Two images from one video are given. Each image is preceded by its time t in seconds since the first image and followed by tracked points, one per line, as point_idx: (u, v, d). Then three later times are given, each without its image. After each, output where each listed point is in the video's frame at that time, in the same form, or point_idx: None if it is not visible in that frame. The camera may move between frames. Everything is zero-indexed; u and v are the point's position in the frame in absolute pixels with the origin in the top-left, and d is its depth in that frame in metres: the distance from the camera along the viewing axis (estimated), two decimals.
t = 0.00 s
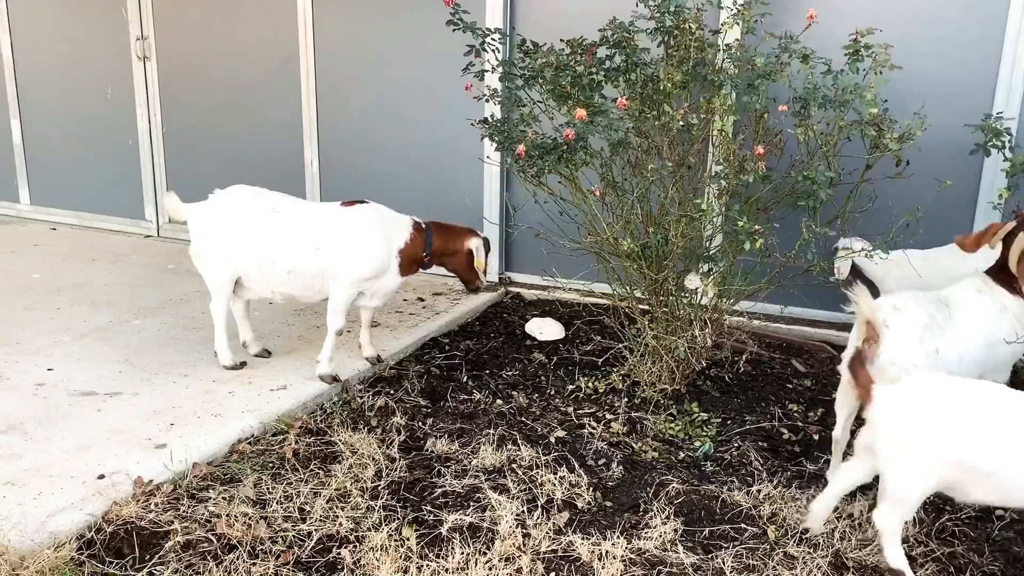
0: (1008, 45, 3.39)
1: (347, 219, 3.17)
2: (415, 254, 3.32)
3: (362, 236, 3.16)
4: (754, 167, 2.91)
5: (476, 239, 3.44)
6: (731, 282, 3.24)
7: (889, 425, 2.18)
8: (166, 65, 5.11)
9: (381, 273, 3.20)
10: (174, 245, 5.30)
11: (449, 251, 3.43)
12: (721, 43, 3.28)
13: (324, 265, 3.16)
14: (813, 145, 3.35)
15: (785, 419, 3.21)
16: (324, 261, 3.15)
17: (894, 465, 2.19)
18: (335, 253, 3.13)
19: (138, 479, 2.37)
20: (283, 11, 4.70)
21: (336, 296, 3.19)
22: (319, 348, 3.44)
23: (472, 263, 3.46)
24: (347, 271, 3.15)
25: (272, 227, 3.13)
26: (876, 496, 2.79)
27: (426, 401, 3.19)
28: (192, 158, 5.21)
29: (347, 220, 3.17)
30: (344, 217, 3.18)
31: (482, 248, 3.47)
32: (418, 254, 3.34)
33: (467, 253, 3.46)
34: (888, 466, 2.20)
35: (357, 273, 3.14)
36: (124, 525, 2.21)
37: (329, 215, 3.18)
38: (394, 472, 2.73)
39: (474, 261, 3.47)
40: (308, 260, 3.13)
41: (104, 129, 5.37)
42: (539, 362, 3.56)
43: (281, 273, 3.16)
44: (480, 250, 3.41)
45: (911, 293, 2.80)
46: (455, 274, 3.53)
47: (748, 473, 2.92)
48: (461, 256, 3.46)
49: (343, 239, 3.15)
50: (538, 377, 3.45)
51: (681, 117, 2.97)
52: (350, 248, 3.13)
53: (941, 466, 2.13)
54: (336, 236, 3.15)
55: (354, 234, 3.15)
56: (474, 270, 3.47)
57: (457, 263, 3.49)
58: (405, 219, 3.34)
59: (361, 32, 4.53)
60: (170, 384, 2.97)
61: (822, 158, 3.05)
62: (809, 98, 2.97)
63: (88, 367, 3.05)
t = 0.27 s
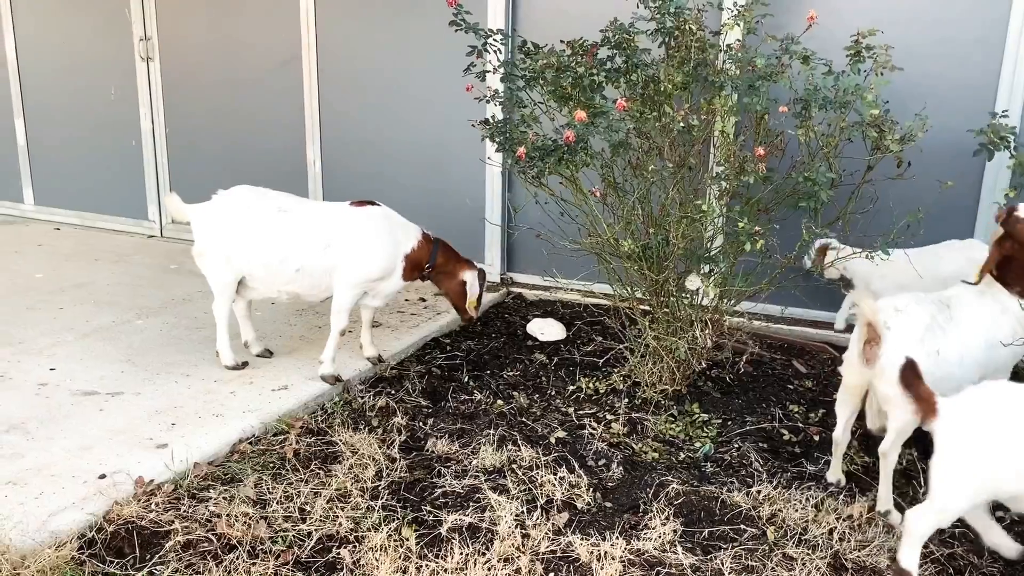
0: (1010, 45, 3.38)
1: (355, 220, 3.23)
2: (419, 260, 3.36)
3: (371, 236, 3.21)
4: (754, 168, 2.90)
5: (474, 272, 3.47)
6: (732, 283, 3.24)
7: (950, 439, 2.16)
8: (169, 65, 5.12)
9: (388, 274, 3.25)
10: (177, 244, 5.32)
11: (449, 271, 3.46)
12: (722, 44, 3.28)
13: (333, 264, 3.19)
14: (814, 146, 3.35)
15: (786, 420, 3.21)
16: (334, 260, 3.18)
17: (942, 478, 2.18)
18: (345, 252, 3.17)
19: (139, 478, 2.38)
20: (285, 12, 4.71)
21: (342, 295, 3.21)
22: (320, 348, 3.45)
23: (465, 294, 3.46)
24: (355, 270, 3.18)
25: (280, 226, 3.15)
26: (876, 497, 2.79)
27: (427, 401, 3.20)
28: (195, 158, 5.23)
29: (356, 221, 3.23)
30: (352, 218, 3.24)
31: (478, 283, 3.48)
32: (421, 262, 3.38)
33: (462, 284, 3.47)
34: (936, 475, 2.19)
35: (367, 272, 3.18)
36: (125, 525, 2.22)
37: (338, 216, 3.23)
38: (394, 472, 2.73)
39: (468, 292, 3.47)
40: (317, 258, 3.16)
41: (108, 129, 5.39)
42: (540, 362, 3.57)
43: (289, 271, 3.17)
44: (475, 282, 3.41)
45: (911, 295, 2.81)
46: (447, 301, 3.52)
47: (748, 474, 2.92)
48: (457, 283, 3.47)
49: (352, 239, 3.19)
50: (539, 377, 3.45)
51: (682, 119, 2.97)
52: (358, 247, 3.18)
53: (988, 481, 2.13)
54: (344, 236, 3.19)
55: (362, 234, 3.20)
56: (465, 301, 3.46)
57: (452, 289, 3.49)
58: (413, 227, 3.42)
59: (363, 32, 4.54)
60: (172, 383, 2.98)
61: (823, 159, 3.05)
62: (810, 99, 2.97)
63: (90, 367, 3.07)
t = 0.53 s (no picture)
0: (1010, 46, 3.36)
1: (355, 221, 3.24)
2: (419, 260, 3.37)
3: (372, 237, 3.22)
4: (751, 169, 2.90)
5: (473, 274, 3.45)
6: (730, 283, 3.24)
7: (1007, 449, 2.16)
8: (170, 66, 5.14)
9: (390, 274, 3.26)
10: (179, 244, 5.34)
11: (448, 274, 3.46)
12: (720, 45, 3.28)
13: (335, 264, 3.20)
14: (812, 146, 3.34)
15: (784, 421, 3.20)
16: (335, 261, 3.20)
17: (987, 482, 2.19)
18: (346, 253, 3.19)
19: (136, 479, 2.40)
20: (285, 12, 4.72)
21: (344, 296, 3.22)
22: (319, 348, 3.46)
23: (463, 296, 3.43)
24: (357, 271, 3.19)
25: (279, 226, 3.16)
26: (874, 498, 2.79)
27: (425, 402, 3.20)
28: (196, 158, 5.24)
29: (356, 221, 3.24)
30: (352, 219, 3.25)
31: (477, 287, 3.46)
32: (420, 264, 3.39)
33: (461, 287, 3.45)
34: (979, 479, 2.21)
35: (369, 272, 3.20)
36: (122, 525, 2.24)
37: (337, 216, 3.24)
38: (392, 472, 2.74)
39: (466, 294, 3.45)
40: (318, 259, 3.17)
41: (110, 129, 5.41)
42: (539, 363, 3.57)
43: (290, 272, 3.18)
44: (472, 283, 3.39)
45: (907, 295, 2.83)
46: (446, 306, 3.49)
47: (745, 474, 2.92)
48: (455, 286, 3.45)
49: (353, 240, 3.20)
50: (537, 377, 3.46)
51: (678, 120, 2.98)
52: (360, 248, 3.19)
53: None
54: (345, 236, 3.20)
55: (363, 234, 3.21)
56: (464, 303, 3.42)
57: (450, 292, 3.47)
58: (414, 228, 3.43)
59: (362, 32, 4.55)
60: (171, 384, 3.00)
61: (821, 160, 3.05)
62: (808, 100, 2.97)
63: (90, 367, 3.09)
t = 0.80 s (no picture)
0: (1007, 46, 3.35)
1: (353, 221, 3.25)
2: (418, 259, 3.39)
3: (370, 237, 3.23)
4: (747, 169, 2.89)
5: (472, 263, 3.49)
6: (727, 283, 3.24)
7: None
8: (170, 66, 5.16)
9: (388, 275, 3.27)
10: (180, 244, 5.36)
11: (447, 267, 3.49)
12: (717, 45, 3.27)
13: (333, 264, 3.21)
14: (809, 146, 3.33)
15: (780, 421, 3.20)
16: (333, 262, 3.21)
17: None
18: (344, 253, 3.20)
19: (132, 478, 2.42)
20: (284, 12, 4.73)
21: (343, 296, 3.23)
22: (316, 348, 3.48)
23: (465, 286, 3.49)
24: (354, 271, 3.20)
25: (277, 226, 3.17)
26: (869, 498, 2.79)
27: (422, 402, 3.21)
28: (196, 158, 5.26)
29: (354, 222, 3.25)
30: (350, 219, 3.25)
31: (477, 275, 3.51)
32: (420, 261, 3.41)
33: (461, 278, 3.50)
34: None
35: (367, 272, 3.20)
36: (117, 525, 2.26)
37: (335, 217, 3.25)
38: (387, 472, 2.75)
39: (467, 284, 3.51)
40: (316, 259, 3.17)
41: (110, 129, 5.43)
42: (536, 363, 3.57)
43: (287, 272, 3.19)
44: (473, 273, 3.44)
45: (900, 294, 2.84)
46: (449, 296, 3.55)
47: (741, 474, 2.92)
48: (456, 277, 3.50)
49: (351, 240, 3.21)
50: (534, 377, 3.46)
51: (675, 120, 2.97)
52: (357, 248, 3.20)
53: None
54: (343, 237, 3.21)
55: (361, 235, 3.22)
56: (465, 293, 3.49)
57: (451, 283, 3.53)
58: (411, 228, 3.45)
59: (360, 32, 4.56)
60: (168, 383, 3.01)
61: (818, 160, 3.04)
62: (804, 100, 2.97)
63: (87, 367, 3.10)
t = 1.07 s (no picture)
0: (1003, 47, 3.35)
1: (350, 222, 3.26)
2: (414, 260, 3.39)
3: (367, 237, 3.24)
4: (742, 170, 2.89)
5: (469, 264, 3.49)
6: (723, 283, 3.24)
7: None
8: (169, 66, 5.17)
9: (386, 275, 3.28)
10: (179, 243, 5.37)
11: (443, 267, 3.50)
12: (713, 47, 3.27)
13: (330, 264, 3.23)
14: (805, 147, 3.33)
15: (776, 421, 3.20)
16: (330, 262, 3.22)
17: None
18: (342, 253, 3.21)
19: (128, 478, 2.44)
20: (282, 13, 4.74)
21: (340, 296, 3.23)
22: (314, 348, 3.49)
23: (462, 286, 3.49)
24: (352, 271, 3.21)
25: (273, 226, 3.18)
26: (864, 498, 2.79)
27: (419, 402, 3.22)
28: (195, 159, 5.28)
29: (351, 223, 3.26)
30: (347, 219, 3.27)
31: (474, 275, 3.51)
32: (416, 262, 3.42)
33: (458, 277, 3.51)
34: None
35: (364, 272, 3.21)
36: (113, 525, 2.27)
37: (332, 217, 3.26)
38: (383, 472, 2.76)
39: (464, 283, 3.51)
40: (313, 259, 3.18)
41: (110, 129, 5.44)
42: (533, 363, 3.57)
43: (285, 272, 3.21)
44: (469, 273, 3.44)
45: (894, 295, 2.85)
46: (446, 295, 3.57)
47: (736, 474, 2.93)
48: (452, 276, 3.51)
49: (348, 240, 3.22)
50: (531, 378, 3.46)
51: (670, 121, 2.98)
52: (355, 248, 3.21)
53: None
54: (340, 237, 3.22)
55: (358, 235, 3.23)
56: (463, 293, 3.49)
57: (448, 283, 3.54)
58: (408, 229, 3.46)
59: (358, 32, 4.57)
60: (165, 384, 3.03)
61: (813, 161, 3.05)
62: (799, 101, 2.97)
63: (85, 367, 3.12)
